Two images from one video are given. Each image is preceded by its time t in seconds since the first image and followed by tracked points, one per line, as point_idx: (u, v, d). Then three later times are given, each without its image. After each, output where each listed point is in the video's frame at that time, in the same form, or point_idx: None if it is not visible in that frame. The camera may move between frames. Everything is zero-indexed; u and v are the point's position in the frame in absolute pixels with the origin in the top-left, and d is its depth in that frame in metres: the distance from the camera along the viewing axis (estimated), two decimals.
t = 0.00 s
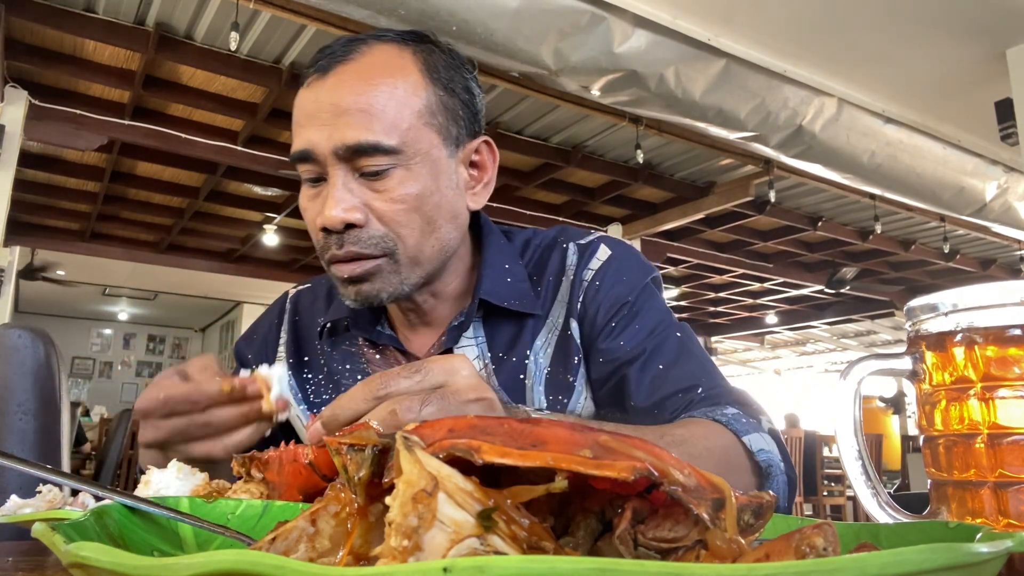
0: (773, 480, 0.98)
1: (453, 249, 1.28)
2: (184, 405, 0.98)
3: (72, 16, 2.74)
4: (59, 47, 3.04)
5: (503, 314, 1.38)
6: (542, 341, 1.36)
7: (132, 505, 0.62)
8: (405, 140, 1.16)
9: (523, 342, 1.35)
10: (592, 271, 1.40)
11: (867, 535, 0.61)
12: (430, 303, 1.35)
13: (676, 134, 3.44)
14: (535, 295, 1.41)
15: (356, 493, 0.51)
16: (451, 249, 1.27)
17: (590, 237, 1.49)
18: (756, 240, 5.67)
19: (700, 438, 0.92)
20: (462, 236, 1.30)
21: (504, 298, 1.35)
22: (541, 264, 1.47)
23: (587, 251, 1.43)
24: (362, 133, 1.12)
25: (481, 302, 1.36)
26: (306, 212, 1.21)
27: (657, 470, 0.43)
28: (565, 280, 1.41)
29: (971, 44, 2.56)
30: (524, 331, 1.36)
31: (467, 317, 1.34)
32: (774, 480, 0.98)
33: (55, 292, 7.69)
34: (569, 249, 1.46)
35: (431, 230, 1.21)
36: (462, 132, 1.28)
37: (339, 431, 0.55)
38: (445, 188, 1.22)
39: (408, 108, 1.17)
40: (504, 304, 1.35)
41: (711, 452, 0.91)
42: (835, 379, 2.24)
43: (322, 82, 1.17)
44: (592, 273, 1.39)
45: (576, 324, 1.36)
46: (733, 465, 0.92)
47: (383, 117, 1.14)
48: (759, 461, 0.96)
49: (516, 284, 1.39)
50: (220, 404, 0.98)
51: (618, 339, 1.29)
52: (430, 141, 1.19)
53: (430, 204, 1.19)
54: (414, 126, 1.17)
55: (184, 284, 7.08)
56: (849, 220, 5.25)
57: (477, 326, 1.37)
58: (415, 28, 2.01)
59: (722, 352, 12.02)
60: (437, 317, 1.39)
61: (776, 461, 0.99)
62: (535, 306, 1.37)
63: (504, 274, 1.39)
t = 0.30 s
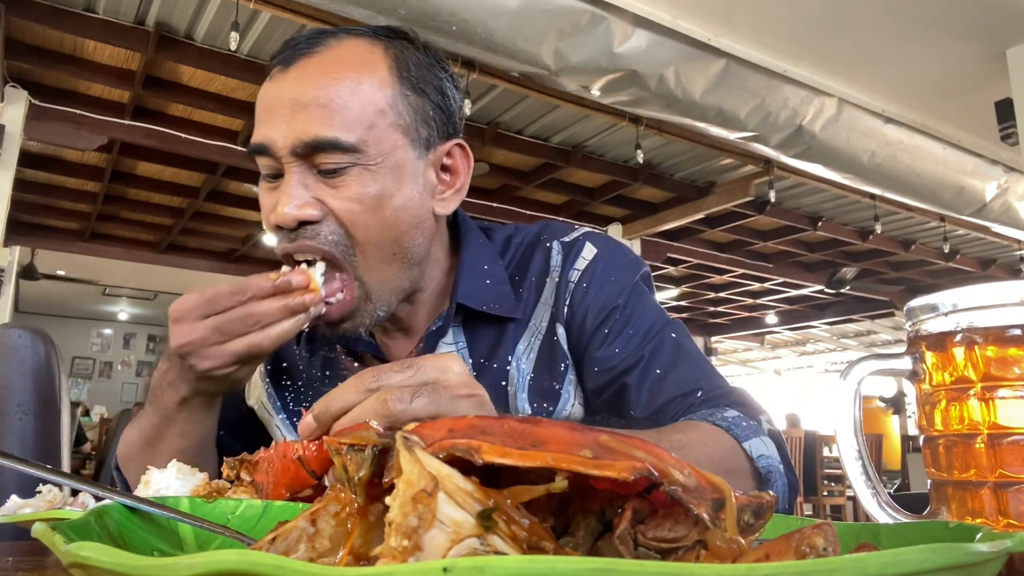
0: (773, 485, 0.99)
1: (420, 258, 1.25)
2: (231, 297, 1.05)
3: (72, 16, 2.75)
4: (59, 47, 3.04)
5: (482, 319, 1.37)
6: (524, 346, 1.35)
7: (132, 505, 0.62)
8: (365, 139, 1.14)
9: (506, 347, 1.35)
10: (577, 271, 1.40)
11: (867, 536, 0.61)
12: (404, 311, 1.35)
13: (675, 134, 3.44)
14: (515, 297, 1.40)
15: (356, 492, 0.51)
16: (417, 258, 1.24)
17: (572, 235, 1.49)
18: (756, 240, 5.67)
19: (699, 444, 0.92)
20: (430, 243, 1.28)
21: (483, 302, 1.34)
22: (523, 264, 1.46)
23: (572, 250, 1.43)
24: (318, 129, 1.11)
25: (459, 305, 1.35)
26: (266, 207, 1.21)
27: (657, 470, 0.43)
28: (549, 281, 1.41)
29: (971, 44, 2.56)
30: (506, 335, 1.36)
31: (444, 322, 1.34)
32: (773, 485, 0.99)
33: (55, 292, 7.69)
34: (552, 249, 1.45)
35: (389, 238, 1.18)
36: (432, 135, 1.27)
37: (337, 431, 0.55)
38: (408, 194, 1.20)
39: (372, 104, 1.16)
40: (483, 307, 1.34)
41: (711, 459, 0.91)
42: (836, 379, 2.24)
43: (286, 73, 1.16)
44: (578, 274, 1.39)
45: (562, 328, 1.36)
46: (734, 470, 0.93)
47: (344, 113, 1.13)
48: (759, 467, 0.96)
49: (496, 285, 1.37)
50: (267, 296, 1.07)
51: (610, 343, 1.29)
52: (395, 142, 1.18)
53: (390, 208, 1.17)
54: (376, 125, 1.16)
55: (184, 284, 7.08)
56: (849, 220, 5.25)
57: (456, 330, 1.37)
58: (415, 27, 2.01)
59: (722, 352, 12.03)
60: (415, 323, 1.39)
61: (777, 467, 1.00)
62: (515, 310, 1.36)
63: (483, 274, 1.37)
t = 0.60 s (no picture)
0: (775, 487, 0.99)
1: (418, 266, 1.25)
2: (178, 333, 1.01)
3: (71, 16, 2.74)
4: (59, 47, 3.04)
5: (487, 318, 1.37)
6: (528, 345, 1.35)
7: (132, 505, 0.62)
8: (359, 150, 1.13)
9: (510, 345, 1.35)
10: (582, 269, 1.40)
11: (866, 536, 0.61)
12: (403, 314, 1.34)
13: (675, 134, 3.44)
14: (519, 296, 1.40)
15: (356, 492, 0.51)
16: (415, 266, 1.24)
17: (576, 233, 1.49)
18: (756, 240, 5.67)
19: (704, 444, 0.92)
20: (428, 251, 1.27)
21: (487, 300, 1.34)
22: (526, 263, 1.46)
23: (576, 248, 1.43)
24: (307, 144, 1.08)
25: (463, 303, 1.35)
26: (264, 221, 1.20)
27: (657, 470, 0.43)
28: (553, 280, 1.41)
29: (970, 44, 2.56)
30: (510, 334, 1.35)
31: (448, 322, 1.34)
32: (777, 487, 0.98)
33: (55, 292, 7.69)
34: (556, 247, 1.45)
35: (385, 252, 1.18)
36: (431, 140, 1.26)
37: (339, 430, 0.55)
38: (406, 203, 1.19)
39: (364, 114, 1.14)
40: (487, 306, 1.33)
41: (715, 458, 0.90)
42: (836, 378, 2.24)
43: (275, 83, 1.14)
44: (582, 272, 1.39)
45: (567, 327, 1.36)
46: (736, 471, 0.93)
47: (335, 124, 1.11)
48: (763, 469, 0.97)
49: (500, 284, 1.37)
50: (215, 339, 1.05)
51: (615, 343, 1.29)
52: (391, 152, 1.17)
53: (387, 220, 1.16)
54: (370, 134, 1.14)
55: (184, 284, 7.08)
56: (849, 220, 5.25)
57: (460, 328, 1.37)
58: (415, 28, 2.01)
59: (723, 352, 12.03)
60: (416, 325, 1.38)
61: (781, 470, 1.00)
62: (520, 308, 1.36)
63: (487, 273, 1.37)
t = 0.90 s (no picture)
0: (779, 487, 0.98)
1: (440, 255, 1.26)
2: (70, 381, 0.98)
3: (71, 16, 2.74)
4: (59, 47, 3.04)
5: (501, 313, 1.37)
6: (540, 342, 1.35)
7: (132, 505, 0.62)
8: (388, 141, 1.14)
9: (522, 342, 1.35)
10: (593, 268, 1.40)
11: (866, 536, 0.61)
12: (420, 305, 1.35)
13: (676, 134, 3.44)
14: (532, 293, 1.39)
15: (356, 493, 0.51)
16: (437, 255, 1.26)
17: (589, 233, 1.49)
18: (756, 240, 5.67)
19: (709, 442, 0.92)
20: (451, 240, 1.29)
21: (502, 296, 1.34)
22: (539, 261, 1.46)
23: (588, 247, 1.43)
24: (338, 135, 1.10)
25: (478, 299, 1.35)
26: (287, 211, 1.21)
27: (657, 470, 0.43)
28: (565, 278, 1.41)
29: (971, 44, 2.56)
30: (522, 331, 1.36)
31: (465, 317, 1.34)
32: (781, 486, 0.98)
33: (55, 292, 7.69)
34: (568, 246, 1.45)
35: (409, 240, 1.19)
36: (454, 133, 1.27)
37: (339, 431, 0.55)
38: (430, 193, 1.21)
39: (392, 106, 1.15)
40: (502, 301, 1.33)
41: (719, 457, 0.91)
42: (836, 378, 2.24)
43: (304, 75, 1.15)
44: (593, 271, 1.39)
45: (577, 324, 1.36)
46: (740, 469, 0.93)
47: (364, 116, 1.12)
48: (767, 468, 0.97)
49: (514, 282, 1.37)
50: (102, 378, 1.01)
51: (624, 341, 1.29)
52: (417, 143, 1.18)
53: (413, 208, 1.18)
54: (398, 126, 1.16)
55: (184, 284, 7.08)
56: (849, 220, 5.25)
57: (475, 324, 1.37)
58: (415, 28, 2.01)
59: (722, 352, 12.04)
60: (429, 317, 1.38)
61: (784, 470, 1.00)
62: (534, 305, 1.36)
63: (502, 271, 1.37)
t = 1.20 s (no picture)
0: (774, 486, 0.98)
1: (443, 250, 1.26)
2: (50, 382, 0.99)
3: (71, 16, 2.74)
4: (59, 47, 3.04)
5: (508, 309, 1.38)
6: (547, 338, 1.35)
7: (132, 505, 0.62)
8: (396, 131, 1.15)
9: (528, 339, 1.35)
10: (598, 267, 1.40)
11: (867, 536, 0.61)
12: (426, 300, 1.35)
13: (675, 134, 3.44)
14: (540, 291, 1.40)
15: (356, 492, 0.51)
16: (440, 250, 1.25)
17: (595, 233, 1.49)
18: (756, 240, 5.67)
19: (708, 444, 0.92)
20: (454, 235, 1.28)
21: (511, 292, 1.35)
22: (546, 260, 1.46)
23: (594, 247, 1.43)
24: (348, 123, 1.11)
25: (487, 295, 1.36)
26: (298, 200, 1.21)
27: (658, 470, 0.43)
28: (571, 276, 1.41)
29: (971, 44, 2.56)
30: (530, 327, 1.36)
31: (472, 313, 1.35)
32: (777, 486, 0.98)
33: (55, 292, 7.69)
34: (574, 245, 1.45)
35: (410, 233, 1.18)
36: (461, 130, 1.28)
37: (338, 431, 0.55)
38: (435, 187, 1.20)
39: (401, 99, 1.16)
40: (511, 298, 1.35)
41: (717, 457, 0.91)
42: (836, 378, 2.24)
43: (318, 69, 1.16)
44: (598, 270, 1.39)
45: (582, 321, 1.36)
46: (736, 468, 0.93)
47: (374, 106, 1.13)
48: (762, 467, 0.96)
49: (523, 279, 1.38)
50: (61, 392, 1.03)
51: (626, 339, 1.28)
52: (425, 137, 1.19)
53: (416, 200, 1.17)
54: (406, 118, 1.16)
55: (184, 284, 7.08)
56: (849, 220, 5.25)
57: (482, 321, 1.38)
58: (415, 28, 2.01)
59: (722, 352, 12.04)
60: (437, 314, 1.39)
61: (781, 468, 0.99)
62: (542, 302, 1.37)
63: (510, 269, 1.38)
